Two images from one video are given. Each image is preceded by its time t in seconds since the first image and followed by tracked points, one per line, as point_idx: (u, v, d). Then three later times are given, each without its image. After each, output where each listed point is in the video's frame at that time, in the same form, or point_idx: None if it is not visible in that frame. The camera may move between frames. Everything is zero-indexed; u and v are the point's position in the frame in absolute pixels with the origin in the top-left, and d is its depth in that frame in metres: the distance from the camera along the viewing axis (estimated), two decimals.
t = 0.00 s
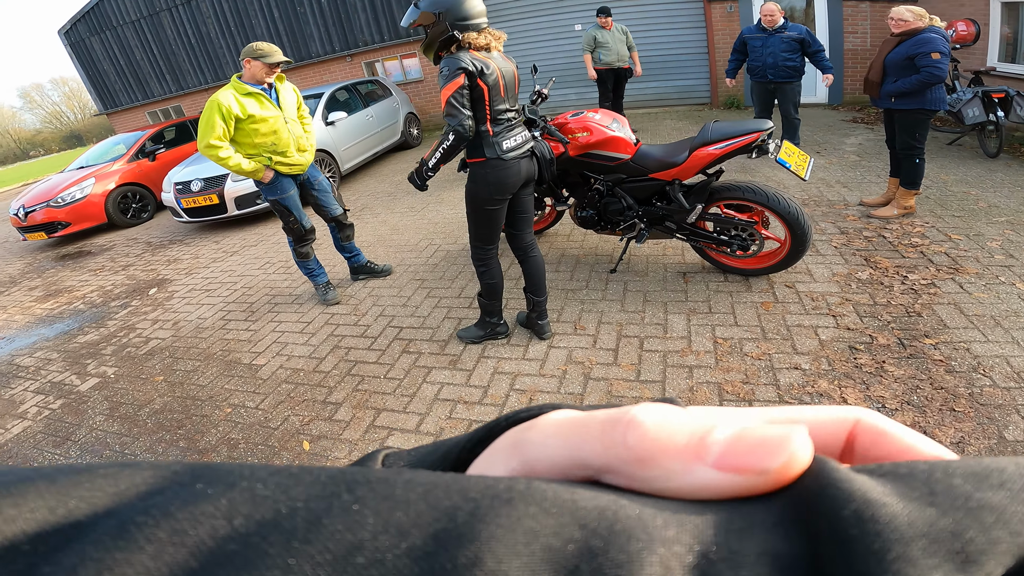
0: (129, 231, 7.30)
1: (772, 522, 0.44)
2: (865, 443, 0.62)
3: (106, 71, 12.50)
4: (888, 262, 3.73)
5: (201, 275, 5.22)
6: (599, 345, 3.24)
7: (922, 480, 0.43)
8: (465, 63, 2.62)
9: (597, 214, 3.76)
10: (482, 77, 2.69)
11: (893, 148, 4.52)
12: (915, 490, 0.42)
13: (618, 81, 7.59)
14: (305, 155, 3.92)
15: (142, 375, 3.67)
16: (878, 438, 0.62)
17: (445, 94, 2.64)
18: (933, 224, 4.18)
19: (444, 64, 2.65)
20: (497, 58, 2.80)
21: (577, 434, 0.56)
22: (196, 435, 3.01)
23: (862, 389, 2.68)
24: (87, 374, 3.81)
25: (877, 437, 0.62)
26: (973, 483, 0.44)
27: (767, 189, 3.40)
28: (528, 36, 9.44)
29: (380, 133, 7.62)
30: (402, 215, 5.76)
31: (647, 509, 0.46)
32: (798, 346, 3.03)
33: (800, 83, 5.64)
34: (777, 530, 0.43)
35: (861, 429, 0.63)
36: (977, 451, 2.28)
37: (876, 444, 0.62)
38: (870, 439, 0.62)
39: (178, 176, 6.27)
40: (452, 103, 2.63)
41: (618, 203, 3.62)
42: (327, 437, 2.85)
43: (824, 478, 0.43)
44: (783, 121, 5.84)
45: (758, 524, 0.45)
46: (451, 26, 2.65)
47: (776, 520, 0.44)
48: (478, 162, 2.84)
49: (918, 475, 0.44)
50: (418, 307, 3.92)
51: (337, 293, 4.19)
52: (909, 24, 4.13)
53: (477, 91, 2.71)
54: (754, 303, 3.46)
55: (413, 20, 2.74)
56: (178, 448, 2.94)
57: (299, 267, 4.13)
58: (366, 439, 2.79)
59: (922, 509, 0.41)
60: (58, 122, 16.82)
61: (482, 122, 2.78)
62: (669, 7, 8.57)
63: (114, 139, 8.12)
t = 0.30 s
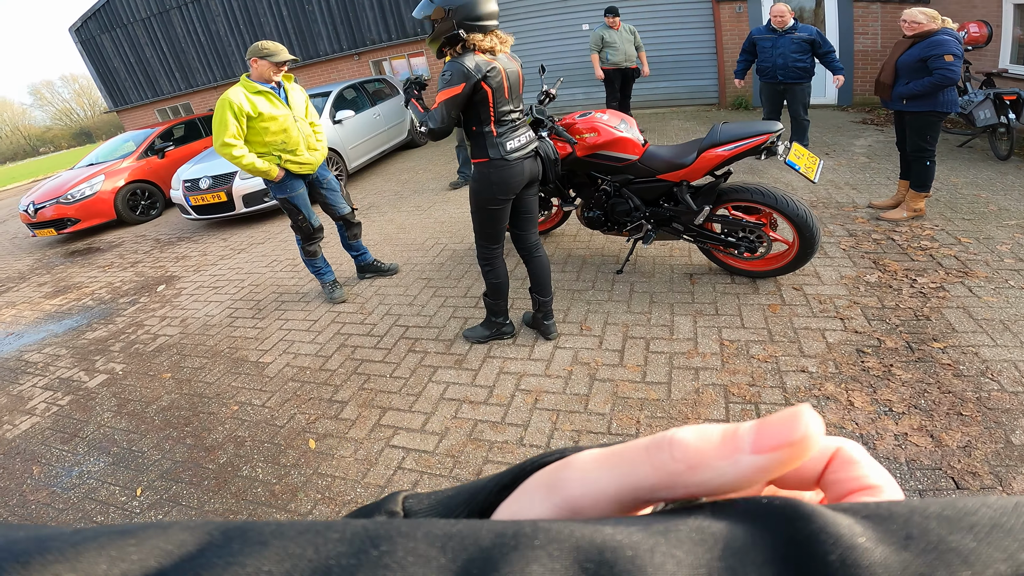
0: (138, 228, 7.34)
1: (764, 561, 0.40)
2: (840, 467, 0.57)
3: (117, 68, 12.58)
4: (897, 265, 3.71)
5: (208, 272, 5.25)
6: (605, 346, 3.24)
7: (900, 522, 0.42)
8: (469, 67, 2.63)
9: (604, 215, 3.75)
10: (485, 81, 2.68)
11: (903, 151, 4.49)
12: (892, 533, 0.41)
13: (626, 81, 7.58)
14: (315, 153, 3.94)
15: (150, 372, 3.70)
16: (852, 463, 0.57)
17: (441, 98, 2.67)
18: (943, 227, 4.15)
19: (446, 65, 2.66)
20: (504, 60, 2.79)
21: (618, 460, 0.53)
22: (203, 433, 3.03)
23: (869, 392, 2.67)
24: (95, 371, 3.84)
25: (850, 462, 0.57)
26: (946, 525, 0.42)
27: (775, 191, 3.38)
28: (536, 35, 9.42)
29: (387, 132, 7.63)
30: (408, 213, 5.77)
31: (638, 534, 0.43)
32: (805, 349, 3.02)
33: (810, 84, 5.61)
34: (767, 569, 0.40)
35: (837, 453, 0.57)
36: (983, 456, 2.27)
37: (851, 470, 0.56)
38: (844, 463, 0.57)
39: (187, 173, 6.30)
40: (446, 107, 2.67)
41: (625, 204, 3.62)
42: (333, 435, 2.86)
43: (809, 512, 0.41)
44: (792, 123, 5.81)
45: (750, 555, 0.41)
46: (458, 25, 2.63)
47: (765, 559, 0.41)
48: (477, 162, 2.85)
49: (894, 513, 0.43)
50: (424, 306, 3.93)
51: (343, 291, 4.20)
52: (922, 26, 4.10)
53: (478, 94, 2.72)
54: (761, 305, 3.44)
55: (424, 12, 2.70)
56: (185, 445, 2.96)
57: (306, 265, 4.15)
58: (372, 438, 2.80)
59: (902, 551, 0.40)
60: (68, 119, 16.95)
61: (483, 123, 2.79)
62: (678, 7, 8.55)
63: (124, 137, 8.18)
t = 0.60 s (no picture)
0: (145, 226, 7.38)
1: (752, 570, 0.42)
2: (767, 500, 0.62)
3: (126, 67, 12.65)
4: (906, 268, 3.68)
5: (215, 270, 5.27)
6: (611, 347, 3.23)
7: (880, 535, 0.46)
8: (474, 68, 2.62)
9: (610, 216, 3.74)
10: (490, 82, 2.68)
11: (912, 153, 4.46)
12: (872, 546, 0.45)
13: (632, 81, 7.56)
14: (322, 152, 3.95)
15: (157, 370, 3.71)
16: (775, 496, 0.62)
17: (445, 99, 2.67)
18: (953, 230, 4.12)
19: (452, 64, 2.66)
20: (510, 61, 2.77)
21: (541, 497, 0.61)
22: (209, 431, 3.04)
23: (876, 396, 2.65)
24: (102, 368, 3.86)
25: (774, 495, 0.62)
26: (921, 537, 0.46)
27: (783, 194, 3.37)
28: (543, 36, 9.42)
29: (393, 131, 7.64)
30: (414, 213, 5.77)
31: (632, 546, 0.44)
32: (812, 352, 3.00)
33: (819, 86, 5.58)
34: None
35: (761, 488, 0.63)
36: (990, 460, 2.25)
37: (774, 503, 0.62)
38: (767, 497, 0.62)
39: (195, 171, 6.33)
40: (448, 108, 2.67)
41: (632, 205, 3.61)
42: (338, 434, 2.87)
43: (795, 527, 0.44)
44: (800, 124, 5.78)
45: (739, 564, 0.43)
46: (465, 25, 2.63)
47: (754, 568, 0.42)
48: (481, 164, 2.85)
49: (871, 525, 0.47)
50: (430, 306, 3.93)
51: (349, 290, 4.21)
52: (934, 28, 4.06)
53: (483, 95, 2.71)
54: (768, 308, 3.42)
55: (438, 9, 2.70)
56: (191, 443, 2.97)
57: (313, 264, 4.16)
58: (376, 437, 2.80)
59: (882, 563, 0.44)
60: (76, 116, 17.06)
61: (487, 124, 2.79)
62: (686, 8, 8.52)
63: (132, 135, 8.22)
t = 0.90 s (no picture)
0: (153, 225, 7.41)
1: (795, 561, 0.42)
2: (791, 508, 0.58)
3: (135, 67, 12.72)
4: (915, 271, 3.66)
5: (222, 269, 5.29)
6: (617, 348, 3.22)
7: (925, 524, 0.45)
8: (491, 67, 2.62)
9: (617, 217, 3.73)
10: (504, 81, 2.67)
11: (922, 155, 4.44)
12: (919, 534, 0.44)
13: (639, 82, 7.55)
14: (328, 153, 3.96)
15: (164, 368, 3.72)
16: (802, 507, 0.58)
17: (462, 98, 2.65)
18: (962, 233, 4.09)
19: (466, 63, 2.64)
20: (522, 62, 2.78)
21: (542, 489, 0.61)
22: (215, 430, 3.04)
23: (885, 398, 2.63)
24: (109, 366, 3.87)
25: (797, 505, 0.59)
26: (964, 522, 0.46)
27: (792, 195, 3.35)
28: (550, 36, 9.42)
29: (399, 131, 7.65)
30: (421, 213, 5.78)
31: (669, 538, 0.44)
32: (821, 354, 2.98)
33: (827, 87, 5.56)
34: (800, 567, 0.41)
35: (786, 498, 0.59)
36: (1000, 463, 2.23)
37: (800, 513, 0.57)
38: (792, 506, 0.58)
39: (202, 171, 6.35)
40: (465, 106, 2.65)
41: (639, 207, 3.60)
42: (344, 434, 2.87)
43: (838, 518, 0.44)
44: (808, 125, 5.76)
45: (782, 554, 0.43)
46: (479, 23, 2.61)
47: (797, 558, 0.42)
48: (493, 164, 2.83)
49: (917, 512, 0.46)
50: (436, 306, 3.93)
51: (355, 290, 4.21)
52: (944, 30, 4.04)
53: (497, 94, 2.69)
54: (776, 309, 3.40)
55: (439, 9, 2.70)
56: (198, 442, 2.98)
57: (319, 264, 4.16)
58: (383, 437, 2.80)
59: (929, 550, 0.43)
60: (84, 115, 17.18)
61: (499, 124, 2.77)
62: (693, 8, 8.50)
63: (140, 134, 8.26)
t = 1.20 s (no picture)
0: (156, 226, 7.44)
1: None
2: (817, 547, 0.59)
3: (139, 68, 12.78)
4: (918, 273, 3.65)
5: (225, 271, 5.30)
6: (620, 350, 3.22)
7: (919, 561, 0.49)
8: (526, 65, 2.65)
9: (619, 219, 3.74)
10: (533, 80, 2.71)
11: (926, 158, 4.43)
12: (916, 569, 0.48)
13: (641, 84, 7.55)
14: (332, 155, 3.96)
15: (167, 369, 3.74)
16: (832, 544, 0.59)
17: (498, 94, 2.60)
18: (966, 235, 4.08)
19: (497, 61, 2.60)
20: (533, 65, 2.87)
21: (575, 518, 0.58)
22: (218, 431, 3.05)
23: (888, 401, 2.63)
24: (113, 367, 3.88)
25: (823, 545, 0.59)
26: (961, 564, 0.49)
27: (795, 198, 3.35)
28: (552, 38, 9.44)
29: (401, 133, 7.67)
30: (423, 215, 5.79)
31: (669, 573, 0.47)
32: (823, 357, 2.97)
33: (830, 89, 5.55)
34: None
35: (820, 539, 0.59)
36: (1003, 466, 2.23)
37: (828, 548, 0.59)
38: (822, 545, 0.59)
39: (206, 172, 6.37)
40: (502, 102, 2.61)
41: (642, 209, 3.61)
42: (346, 436, 2.87)
43: (836, 554, 0.47)
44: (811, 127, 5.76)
45: None
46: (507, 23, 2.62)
47: None
48: (522, 165, 2.84)
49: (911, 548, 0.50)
50: (438, 308, 3.93)
51: (357, 292, 4.22)
52: (949, 32, 4.02)
53: (526, 92, 2.71)
54: (778, 312, 3.40)
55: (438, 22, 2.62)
56: (201, 444, 2.99)
57: (322, 266, 4.18)
58: (385, 439, 2.80)
59: None
60: (88, 117, 17.27)
61: (525, 124, 2.80)
62: (695, 10, 8.51)
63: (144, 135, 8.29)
